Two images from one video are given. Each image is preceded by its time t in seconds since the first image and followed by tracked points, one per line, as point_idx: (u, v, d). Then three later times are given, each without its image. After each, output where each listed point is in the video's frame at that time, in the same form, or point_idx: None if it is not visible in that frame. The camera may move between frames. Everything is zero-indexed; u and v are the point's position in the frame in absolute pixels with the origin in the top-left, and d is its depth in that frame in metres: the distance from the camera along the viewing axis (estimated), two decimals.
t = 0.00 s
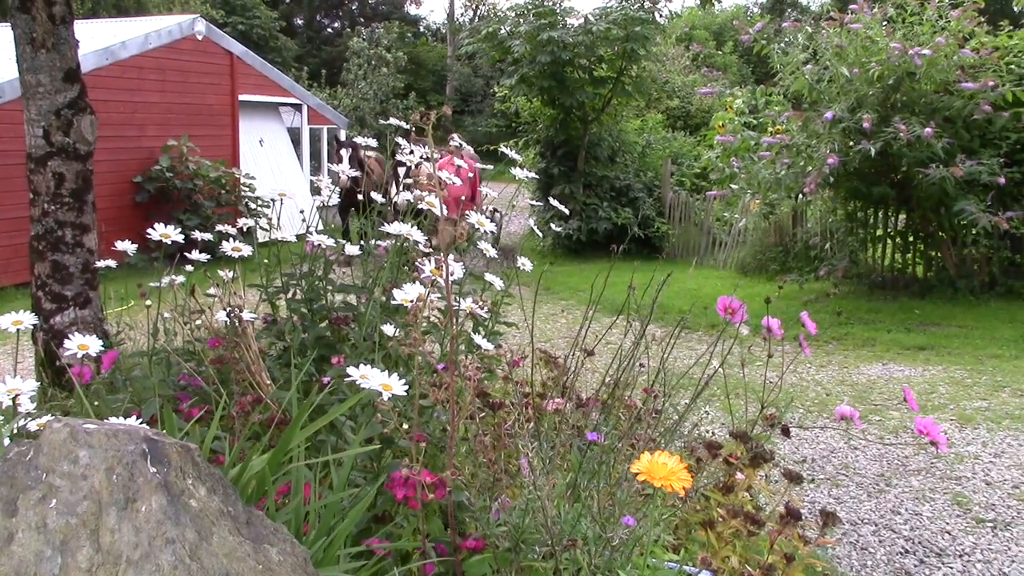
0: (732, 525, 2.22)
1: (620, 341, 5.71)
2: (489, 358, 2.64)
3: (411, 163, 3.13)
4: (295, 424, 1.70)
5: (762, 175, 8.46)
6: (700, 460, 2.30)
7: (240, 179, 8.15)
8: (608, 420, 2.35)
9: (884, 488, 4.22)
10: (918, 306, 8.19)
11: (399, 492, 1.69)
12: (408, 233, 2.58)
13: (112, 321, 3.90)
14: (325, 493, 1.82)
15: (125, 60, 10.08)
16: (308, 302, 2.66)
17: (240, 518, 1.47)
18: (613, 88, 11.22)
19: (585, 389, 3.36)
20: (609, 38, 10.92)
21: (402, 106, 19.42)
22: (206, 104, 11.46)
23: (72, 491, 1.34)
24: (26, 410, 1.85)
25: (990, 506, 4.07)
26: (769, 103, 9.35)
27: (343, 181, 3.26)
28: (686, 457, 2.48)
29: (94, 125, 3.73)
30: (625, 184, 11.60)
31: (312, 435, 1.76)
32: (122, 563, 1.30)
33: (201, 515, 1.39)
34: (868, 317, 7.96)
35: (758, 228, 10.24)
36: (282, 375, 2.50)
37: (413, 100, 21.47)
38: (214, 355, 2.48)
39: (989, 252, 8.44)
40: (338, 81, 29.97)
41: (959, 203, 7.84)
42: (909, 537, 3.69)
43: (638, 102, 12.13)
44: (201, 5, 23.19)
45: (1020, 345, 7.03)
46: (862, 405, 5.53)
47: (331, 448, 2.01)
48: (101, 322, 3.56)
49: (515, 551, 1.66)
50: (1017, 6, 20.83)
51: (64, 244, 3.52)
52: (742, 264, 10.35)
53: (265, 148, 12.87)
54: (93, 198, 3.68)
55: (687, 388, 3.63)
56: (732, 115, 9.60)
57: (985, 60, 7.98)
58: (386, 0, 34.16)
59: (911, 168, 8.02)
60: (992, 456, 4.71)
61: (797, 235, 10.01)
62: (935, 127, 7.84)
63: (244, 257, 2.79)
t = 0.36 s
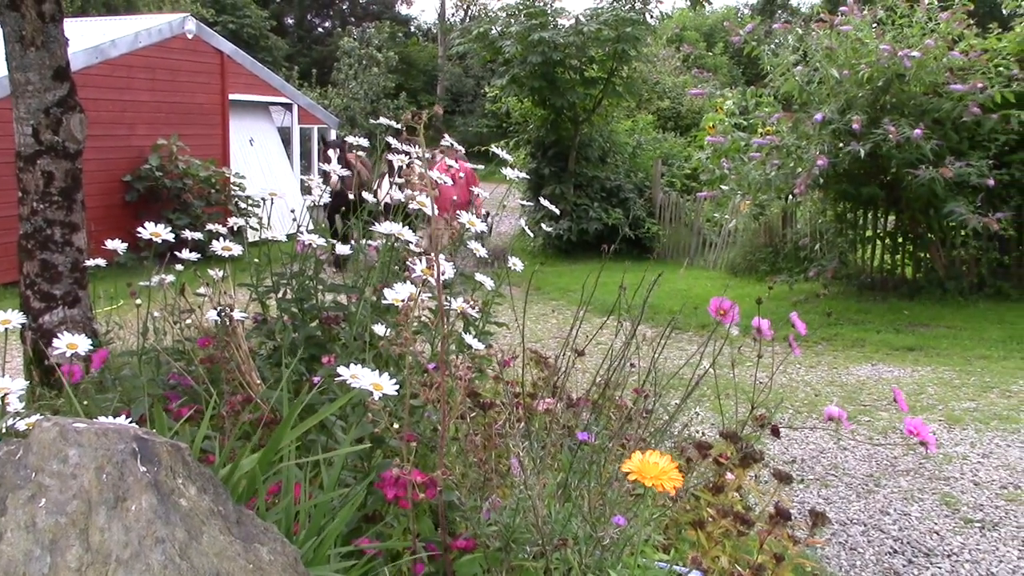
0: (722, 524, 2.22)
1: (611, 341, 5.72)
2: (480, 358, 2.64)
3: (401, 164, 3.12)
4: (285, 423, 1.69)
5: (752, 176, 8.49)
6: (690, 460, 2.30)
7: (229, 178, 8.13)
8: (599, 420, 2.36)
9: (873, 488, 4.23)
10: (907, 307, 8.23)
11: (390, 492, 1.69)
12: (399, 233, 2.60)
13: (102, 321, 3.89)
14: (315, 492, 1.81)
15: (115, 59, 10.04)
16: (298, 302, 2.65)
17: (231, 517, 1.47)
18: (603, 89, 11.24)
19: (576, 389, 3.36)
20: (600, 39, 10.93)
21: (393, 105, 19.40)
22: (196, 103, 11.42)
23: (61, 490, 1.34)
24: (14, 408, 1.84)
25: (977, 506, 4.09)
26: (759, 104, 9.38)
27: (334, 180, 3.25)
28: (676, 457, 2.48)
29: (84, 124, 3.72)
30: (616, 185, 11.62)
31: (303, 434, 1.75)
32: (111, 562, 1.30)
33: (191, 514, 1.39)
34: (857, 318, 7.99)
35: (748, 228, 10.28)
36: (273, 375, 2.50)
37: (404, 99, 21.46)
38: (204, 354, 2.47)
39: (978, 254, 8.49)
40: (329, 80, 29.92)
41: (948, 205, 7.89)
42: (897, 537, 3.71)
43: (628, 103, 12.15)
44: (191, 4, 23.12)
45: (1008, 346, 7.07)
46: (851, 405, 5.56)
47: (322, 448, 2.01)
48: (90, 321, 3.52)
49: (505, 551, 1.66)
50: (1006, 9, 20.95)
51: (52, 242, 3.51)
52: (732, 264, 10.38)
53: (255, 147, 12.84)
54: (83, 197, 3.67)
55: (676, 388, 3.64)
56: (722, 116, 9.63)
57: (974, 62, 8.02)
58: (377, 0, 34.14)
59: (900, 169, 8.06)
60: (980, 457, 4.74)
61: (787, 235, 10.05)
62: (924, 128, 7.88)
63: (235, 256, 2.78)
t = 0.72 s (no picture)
0: (713, 519, 2.23)
1: (602, 338, 5.73)
2: (472, 354, 2.63)
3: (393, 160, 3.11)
4: (277, 419, 1.68)
5: (741, 174, 8.51)
6: (682, 456, 2.31)
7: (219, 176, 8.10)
8: (591, 416, 2.36)
9: (863, 484, 4.25)
10: (896, 304, 8.26)
11: (382, 488, 1.68)
12: (390, 229, 2.57)
13: (91, 319, 3.87)
14: (307, 488, 1.81)
15: (104, 55, 9.99)
16: (289, 299, 2.64)
17: (223, 512, 1.46)
18: (593, 86, 11.24)
19: (568, 385, 3.37)
20: (590, 37, 10.94)
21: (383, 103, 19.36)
22: (186, 100, 11.37)
23: (53, 485, 1.33)
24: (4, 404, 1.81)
25: (967, 501, 4.11)
26: (748, 102, 9.40)
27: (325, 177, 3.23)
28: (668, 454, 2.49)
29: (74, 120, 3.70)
30: (606, 182, 11.64)
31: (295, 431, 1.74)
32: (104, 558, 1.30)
33: (183, 509, 1.38)
34: (847, 315, 8.02)
35: (738, 226, 10.31)
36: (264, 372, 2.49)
37: (394, 97, 21.41)
38: (194, 351, 2.46)
39: (966, 251, 8.53)
40: (318, 77, 29.82)
41: (937, 202, 7.92)
42: (887, 533, 3.73)
43: (619, 100, 12.16)
44: None
45: (996, 342, 7.11)
46: (841, 402, 5.58)
47: (314, 444, 2.00)
48: (79, 318, 3.52)
49: (498, 546, 1.65)
50: (994, 6, 21.01)
51: (42, 239, 3.49)
52: (722, 262, 10.41)
53: (245, 144, 12.80)
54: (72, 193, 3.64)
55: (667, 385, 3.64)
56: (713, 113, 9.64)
57: (963, 60, 8.05)
58: None
59: (889, 167, 8.08)
60: (969, 453, 4.76)
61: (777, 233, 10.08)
62: (914, 126, 7.90)
63: (225, 253, 2.76)
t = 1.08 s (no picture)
0: (709, 515, 2.23)
1: (594, 335, 5.73)
2: (465, 352, 2.63)
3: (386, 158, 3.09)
4: (274, 418, 1.67)
5: (732, 170, 8.53)
6: (676, 453, 2.30)
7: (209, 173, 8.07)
8: (585, 413, 2.35)
9: (855, 479, 4.26)
10: (887, 300, 8.29)
11: (377, 486, 1.68)
12: (382, 226, 2.56)
13: (82, 318, 3.85)
14: (302, 487, 1.80)
15: (92, 53, 9.94)
16: (281, 297, 2.63)
17: (220, 511, 1.45)
18: (583, 83, 11.24)
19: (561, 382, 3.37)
20: (580, 34, 10.93)
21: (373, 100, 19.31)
22: (174, 98, 11.32)
23: (48, 485, 1.32)
24: None
25: (958, 496, 4.13)
26: (738, 98, 9.42)
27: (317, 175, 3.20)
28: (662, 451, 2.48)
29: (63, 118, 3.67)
30: (596, 179, 11.65)
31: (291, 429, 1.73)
32: (99, 559, 1.29)
33: (180, 508, 1.37)
34: (837, 311, 8.04)
35: (728, 222, 10.33)
36: (257, 370, 2.48)
37: (384, 94, 21.35)
38: (186, 349, 2.45)
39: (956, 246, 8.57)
40: (307, 75, 29.73)
41: (927, 197, 7.95)
42: (880, 528, 3.74)
43: (609, 97, 12.16)
44: None
45: (986, 337, 7.15)
46: (833, 397, 5.60)
47: (309, 442, 1.99)
48: (70, 317, 3.51)
49: (495, 543, 1.65)
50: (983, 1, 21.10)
51: (31, 238, 3.46)
52: (713, 258, 10.43)
53: (234, 142, 12.76)
54: (61, 192, 3.62)
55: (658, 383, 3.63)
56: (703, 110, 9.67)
57: (953, 56, 8.08)
58: None
59: (879, 162, 8.11)
60: (961, 447, 4.79)
61: (767, 229, 10.11)
62: (904, 121, 7.93)
63: (216, 251, 2.74)
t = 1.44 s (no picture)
0: (707, 513, 2.22)
1: (588, 334, 5.73)
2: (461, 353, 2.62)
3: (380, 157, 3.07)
4: (276, 419, 1.67)
5: (723, 168, 8.54)
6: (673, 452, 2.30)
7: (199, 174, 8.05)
8: (582, 412, 2.34)
9: (849, 476, 4.28)
10: (878, 296, 8.32)
11: (375, 486, 1.66)
12: (379, 225, 2.56)
13: (74, 320, 3.82)
14: (301, 489, 1.79)
15: (81, 54, 9.89)
16: (275, 297, 2.62)
17: (222, 514, 1.44)
18: (574, 81, 11.24)
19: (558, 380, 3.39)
20: (570, 32, 10.87)
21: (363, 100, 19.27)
22: (163, 98, 11.27)
23: (48, 489, 1.31)
24: None
25: (952, 491, 4.15)
26: (729, 96, 9.44)
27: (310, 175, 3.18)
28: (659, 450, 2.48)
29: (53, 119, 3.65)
30: (588, 177, 11.67)
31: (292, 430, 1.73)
32: (101, 562, 1.27)
33: (181, 511, 1.36)
34: (829, 307, 8.07)
35: (719, 220, 10.34)
36: (251, 371, 2.46)
37: (373, 94, 21.30)
38: (181, 350, 2.44)
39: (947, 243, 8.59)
40: (297, 75, 29.64)
41: (918, 193, 7.98)
42: (874, 523, 3.75)
43: (600, 95, 12.16)
44: None
45: (978, 333, 7.17)
46: (826, 394, 5.61)
47: (307, 444, 1.98)
48: (62, 319, 3.48)
49: (496, 543, 1.65)
50: None
51: (22, 240, 3.44)
52: (704, 256, 10.46)
53: (225, 143, 12.72)
54: (52, 193, 3.59)
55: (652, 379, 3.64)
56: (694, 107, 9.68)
57: (942, 53, 8.11)
58: None
59: (870, 159, 8.14)
60: (954, 443, 4.81)
61: (758, 226, 10.13)
62: (894, 118, 7.95)
63: (210, 252, 2.73)
